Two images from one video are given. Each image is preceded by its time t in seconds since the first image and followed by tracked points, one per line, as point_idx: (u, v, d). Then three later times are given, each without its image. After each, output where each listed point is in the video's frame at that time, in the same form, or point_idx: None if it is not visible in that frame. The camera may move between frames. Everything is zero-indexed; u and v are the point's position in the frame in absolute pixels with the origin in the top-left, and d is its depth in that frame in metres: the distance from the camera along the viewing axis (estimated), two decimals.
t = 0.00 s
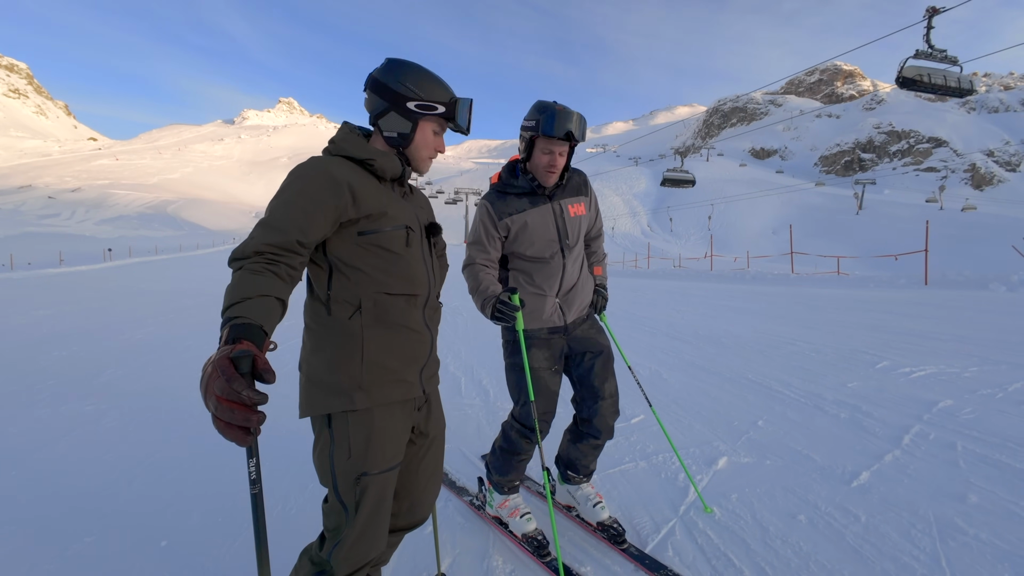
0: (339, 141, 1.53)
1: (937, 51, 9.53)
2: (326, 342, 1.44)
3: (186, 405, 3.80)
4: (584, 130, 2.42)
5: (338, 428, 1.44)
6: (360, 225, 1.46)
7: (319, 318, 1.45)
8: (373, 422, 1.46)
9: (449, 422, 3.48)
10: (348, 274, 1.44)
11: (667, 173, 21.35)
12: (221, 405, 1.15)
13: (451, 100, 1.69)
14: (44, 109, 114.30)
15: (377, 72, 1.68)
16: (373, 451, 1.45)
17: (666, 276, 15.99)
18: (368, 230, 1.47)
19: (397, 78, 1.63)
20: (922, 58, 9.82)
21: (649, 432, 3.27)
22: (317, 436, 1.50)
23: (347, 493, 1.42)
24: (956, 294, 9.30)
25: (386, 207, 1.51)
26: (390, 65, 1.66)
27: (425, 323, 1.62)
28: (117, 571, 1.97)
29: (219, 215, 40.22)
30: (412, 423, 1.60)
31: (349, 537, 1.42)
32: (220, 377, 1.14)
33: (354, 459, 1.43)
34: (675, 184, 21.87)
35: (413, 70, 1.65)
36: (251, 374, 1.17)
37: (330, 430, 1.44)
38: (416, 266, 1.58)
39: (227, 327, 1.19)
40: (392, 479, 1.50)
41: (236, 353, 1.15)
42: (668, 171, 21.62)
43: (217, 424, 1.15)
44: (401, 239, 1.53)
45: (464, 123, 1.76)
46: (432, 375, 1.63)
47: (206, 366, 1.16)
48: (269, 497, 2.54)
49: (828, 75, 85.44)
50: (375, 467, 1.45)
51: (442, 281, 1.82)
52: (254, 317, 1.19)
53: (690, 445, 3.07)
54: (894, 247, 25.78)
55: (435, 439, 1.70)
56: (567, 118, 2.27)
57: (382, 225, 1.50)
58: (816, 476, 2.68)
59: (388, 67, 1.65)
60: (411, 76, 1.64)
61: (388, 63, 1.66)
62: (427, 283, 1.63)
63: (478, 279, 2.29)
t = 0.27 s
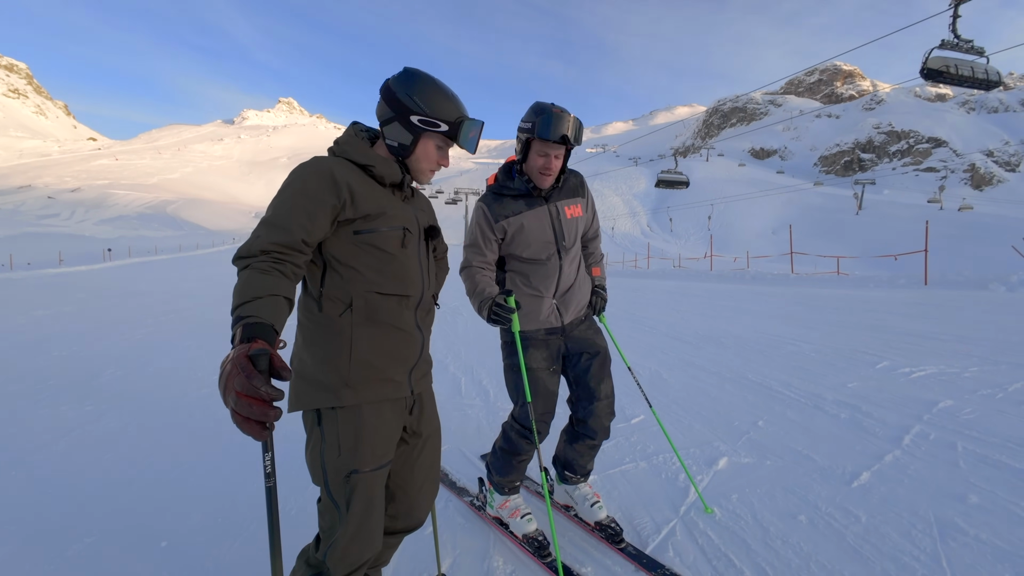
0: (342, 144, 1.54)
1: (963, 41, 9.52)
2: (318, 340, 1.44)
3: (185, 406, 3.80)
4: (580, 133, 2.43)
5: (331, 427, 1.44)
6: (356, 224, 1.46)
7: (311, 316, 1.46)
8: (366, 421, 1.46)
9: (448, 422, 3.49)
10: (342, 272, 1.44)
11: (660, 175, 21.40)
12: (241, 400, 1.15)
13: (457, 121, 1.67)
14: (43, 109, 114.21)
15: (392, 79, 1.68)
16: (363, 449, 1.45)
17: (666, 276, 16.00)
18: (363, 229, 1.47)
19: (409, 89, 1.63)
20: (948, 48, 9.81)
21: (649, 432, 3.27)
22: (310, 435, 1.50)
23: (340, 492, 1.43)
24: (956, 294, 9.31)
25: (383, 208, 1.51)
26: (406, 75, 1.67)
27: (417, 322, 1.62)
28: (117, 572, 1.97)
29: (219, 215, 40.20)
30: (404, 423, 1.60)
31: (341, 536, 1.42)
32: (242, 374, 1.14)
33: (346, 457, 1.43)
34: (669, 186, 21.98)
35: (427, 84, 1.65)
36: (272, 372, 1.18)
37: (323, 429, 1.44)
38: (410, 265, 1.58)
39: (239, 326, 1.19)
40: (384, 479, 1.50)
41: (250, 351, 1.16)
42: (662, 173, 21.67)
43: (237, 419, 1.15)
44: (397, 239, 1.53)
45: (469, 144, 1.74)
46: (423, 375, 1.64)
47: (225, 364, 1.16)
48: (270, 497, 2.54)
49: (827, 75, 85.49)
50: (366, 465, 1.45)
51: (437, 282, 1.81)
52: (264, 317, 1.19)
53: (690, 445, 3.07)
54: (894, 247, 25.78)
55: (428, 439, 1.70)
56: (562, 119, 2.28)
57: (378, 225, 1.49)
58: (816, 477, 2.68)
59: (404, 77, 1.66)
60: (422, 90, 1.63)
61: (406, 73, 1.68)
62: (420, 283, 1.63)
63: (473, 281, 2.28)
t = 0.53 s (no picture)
0: (339, 147, 1.54)
1: (992, 29, 9.46)
2: (317, 339, 1.45)
3: (185, 405, 3.80)
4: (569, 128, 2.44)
5: (331, 425, 1.43)
6: (355, 224, 1.46)
7: (309, 314, 1.46)
8: (365, 419, 1.46)
9: (448, 422, 3.48)
10: (340, 271, 1.44)
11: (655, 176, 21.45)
12: (260, 396, 1.13)
13: (450, 119, 1.66)
14: (43, 109, 114.22)
15: (387, 81, 1.68)
16: (362, 447, 1.44)
17: (666, 276, 16.00)
18: (362, 228, 1.47)
19: (402, 88, 1.62)
20: (976, 37, 9.78)
21: (649, 432, 3.27)
22: (310, 434, 1.50)
23: (340, 491, 1.42)
24: (956, 294, 9.30)
25: (382, 207, 1.51)
26: (398, 75, 1.66)
27: (415, 321, 1.61)
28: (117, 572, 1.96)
29: (219, 215, 40.19)
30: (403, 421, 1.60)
31: (342, 534, 1.42)
32: (262, 368, 1.12)
33: (345, 456, 1.43)
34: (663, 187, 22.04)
35: (421, 83, 1.64)
36: (289, 366, 1.17)
37: (323, 427, 1.44)
38: (409, 264, 1.58)
39: (249, 325, 1.18)
40: (383, 477, 1.50)
41: (270, 347, 1.16)
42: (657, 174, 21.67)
43: (256, 413, 1.13)
44: (395, 238, 1.53)
45: (464, 143, 1.72)
46: (421, 373, 1.63)
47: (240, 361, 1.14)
48: (269, 497, 2.54)
49: (827, 75, 85.51)
50: (365, 462, 1.45)
51: (435, 280, 1.81)
52: (275, 317, 1.18)
53: (690, 445, 3.07)
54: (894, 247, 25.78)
55: (428, 437, 1.70)
56: (550, 115, 2.29)
57: (376, 225, 1.49)
58: (816, 476, 2.68)
59: (397, 77, 1.66)
60: (415, 89, 1.63)
61: (397, 73, 1.67)
62: (418, 281, 1.62)
63: (471, 283, 2.26)
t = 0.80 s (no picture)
0: (333, 148, 1.53)
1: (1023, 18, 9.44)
2: (315, 337, 1.44)
3: (184, 405, 3.79)
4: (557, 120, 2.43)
5: (329, 424, 1.43)
6: (349, 223, 1.45)
7: (306, 314, 1.45)
8: (361, 419, 1.45)
9: (447, 422, 3.48)
10: (337, 270, 1.43)
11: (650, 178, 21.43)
12: (266, 394, 1.13)
13: (442, 122, 1.66)
14: (43, 109, 114.18)
15: (382, 83, 1.68)
16: (361, 445, 1.44)
17: (666, 276, 15.99)
18: (357, 227, 1.46)
19: (395, 90, 1.63)
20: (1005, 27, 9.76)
21: (649, 432, 3.27)
22: (308, 433, 1.49)
23: (338, 489, 1.42)
24: (957, 294, 9.29)
25: (378, 208, 1.51)
26: (393, 76, 1.66)
27: (412, 319, 1.61)
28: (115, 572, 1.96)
29: (218, 215, 40.18)
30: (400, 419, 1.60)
31: (341, 532, 1.42)
32: (266, 366, 1.12)
33: (343, 452, 1.42)
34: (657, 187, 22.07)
35: (414, 87, 1.64)
36: (293, 364, 1.18)
37: (320, 426, 1.44)
38: (404, 262, 1.58)
39: (250, 326, 1.18)
40: (382, 475, 1.49)
41: (274, 347, 1.16)
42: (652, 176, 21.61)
43: (262, 412, 1.13)
44: (391, 237, 1.53)
45: (460, 146, 1.71)
46: (417, 372, 1.63)
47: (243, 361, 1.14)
48: (267, 497, 2.53)
49: (827, 75, 85.58)
50: (364, 460, 1.44)
51: (432, 279, 1.81)
52: (277, 316, 1.18)
53: (692, 445, 3.07)
54: (894, 248, 25.77)
55: (426, 435, 1.70)
56: (540, 109, 2.29)
57: (372, 224, 1.49)
58: (816, 476, 2.68)
59: (392, 78, 1.66)
60: (408, 91, 1.63)
61: (392, 75, 1.67)
62: (415, 279, 1.62)
63: (485, 272, 2.22)
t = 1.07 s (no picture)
0: (329, 148, 1.53)
1: None
2: (314, 336, 1.44)
3: (183, 406, 3.78)
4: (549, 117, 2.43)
5: (328, 423, 1.42)
6: (347, 221, 1.45)
7: (305, 313, 1.45)
8: (360, 417, 1.45)
9: (447, 422, 3.47)
10: (335, 269, 1.43)
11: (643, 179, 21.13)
12: (258, 393, 1.13)
13: (438, 121, 1.65)
14: (43, 109, 114.16)
15: (375, 82, 1.68)
16: (360, 445, 1.43)
17: (666, 276, 16.00)
18: (355, 225, 1.46)
19: (390, 90, 1.62)
20: None
21: (649, 432, 3.26)
22: (306, 432, 1.48)
23: (337, 488, 1.41)
24: (957, 293, 9.28)
25: (376, 205, 1.51)
26: (388, 75, 1.66)
27: (411, 317, 1.61)
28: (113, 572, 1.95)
29: (218, 216, 40.16)
30: (400, 418, 1.59)
31: (340, 531, 1.41)
32: (260, 365, 1.12)
33: (342, 452, 1.42)
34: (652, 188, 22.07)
35: (409, 85, 1.63)
36: (287, 362, 1.18)
37: (319, 425, 1.43)
38: (403, 260, 1.57)
39: (244, 325, 1.17)
40: (382, 473, 1.49)
41: (269, 345, 1.15)
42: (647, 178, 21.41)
43: (254, 411, 1.13)
44: (389, 235, 1.52)
45: (455, 142, 1.71)
46: (417, 370, 1.62)
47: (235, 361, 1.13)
48: (267, 498, 2.53)
49: (827, 75, 85.60)
50: (364, 460, 1.44)
51: (431, 277, 1.81)
52: (272, 315, 1.18)
53: (691, 445, 3.07)
54: (894, 248, 25.76)
55: (426, 434, 1.69)
56: (533, 106, 2.29)
57: (370, 222, 1.49)
58: (816, 476, 2.67)
59: (386, 78, 1.65)
60: (402, 90, 1.63)
61: (387, 74, 1.66)
62: (414, 277, 1.62)
63: (497, 268, 2.25)
